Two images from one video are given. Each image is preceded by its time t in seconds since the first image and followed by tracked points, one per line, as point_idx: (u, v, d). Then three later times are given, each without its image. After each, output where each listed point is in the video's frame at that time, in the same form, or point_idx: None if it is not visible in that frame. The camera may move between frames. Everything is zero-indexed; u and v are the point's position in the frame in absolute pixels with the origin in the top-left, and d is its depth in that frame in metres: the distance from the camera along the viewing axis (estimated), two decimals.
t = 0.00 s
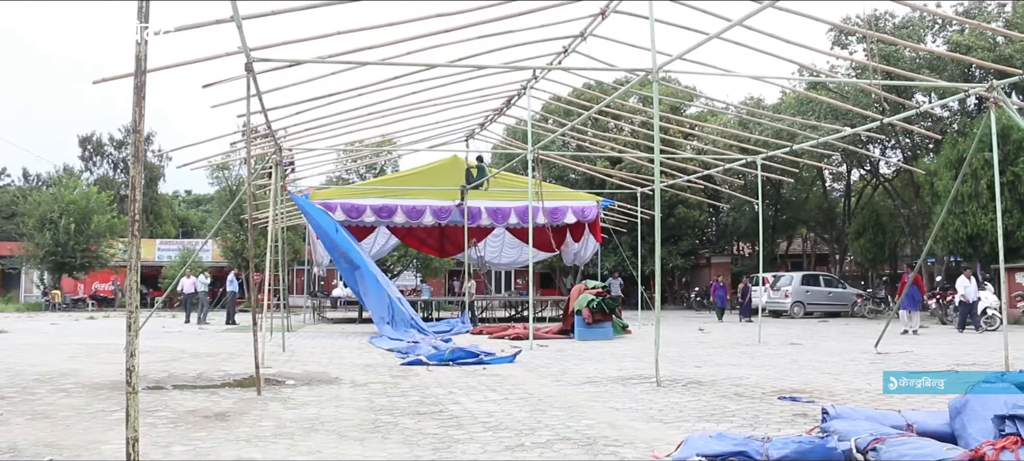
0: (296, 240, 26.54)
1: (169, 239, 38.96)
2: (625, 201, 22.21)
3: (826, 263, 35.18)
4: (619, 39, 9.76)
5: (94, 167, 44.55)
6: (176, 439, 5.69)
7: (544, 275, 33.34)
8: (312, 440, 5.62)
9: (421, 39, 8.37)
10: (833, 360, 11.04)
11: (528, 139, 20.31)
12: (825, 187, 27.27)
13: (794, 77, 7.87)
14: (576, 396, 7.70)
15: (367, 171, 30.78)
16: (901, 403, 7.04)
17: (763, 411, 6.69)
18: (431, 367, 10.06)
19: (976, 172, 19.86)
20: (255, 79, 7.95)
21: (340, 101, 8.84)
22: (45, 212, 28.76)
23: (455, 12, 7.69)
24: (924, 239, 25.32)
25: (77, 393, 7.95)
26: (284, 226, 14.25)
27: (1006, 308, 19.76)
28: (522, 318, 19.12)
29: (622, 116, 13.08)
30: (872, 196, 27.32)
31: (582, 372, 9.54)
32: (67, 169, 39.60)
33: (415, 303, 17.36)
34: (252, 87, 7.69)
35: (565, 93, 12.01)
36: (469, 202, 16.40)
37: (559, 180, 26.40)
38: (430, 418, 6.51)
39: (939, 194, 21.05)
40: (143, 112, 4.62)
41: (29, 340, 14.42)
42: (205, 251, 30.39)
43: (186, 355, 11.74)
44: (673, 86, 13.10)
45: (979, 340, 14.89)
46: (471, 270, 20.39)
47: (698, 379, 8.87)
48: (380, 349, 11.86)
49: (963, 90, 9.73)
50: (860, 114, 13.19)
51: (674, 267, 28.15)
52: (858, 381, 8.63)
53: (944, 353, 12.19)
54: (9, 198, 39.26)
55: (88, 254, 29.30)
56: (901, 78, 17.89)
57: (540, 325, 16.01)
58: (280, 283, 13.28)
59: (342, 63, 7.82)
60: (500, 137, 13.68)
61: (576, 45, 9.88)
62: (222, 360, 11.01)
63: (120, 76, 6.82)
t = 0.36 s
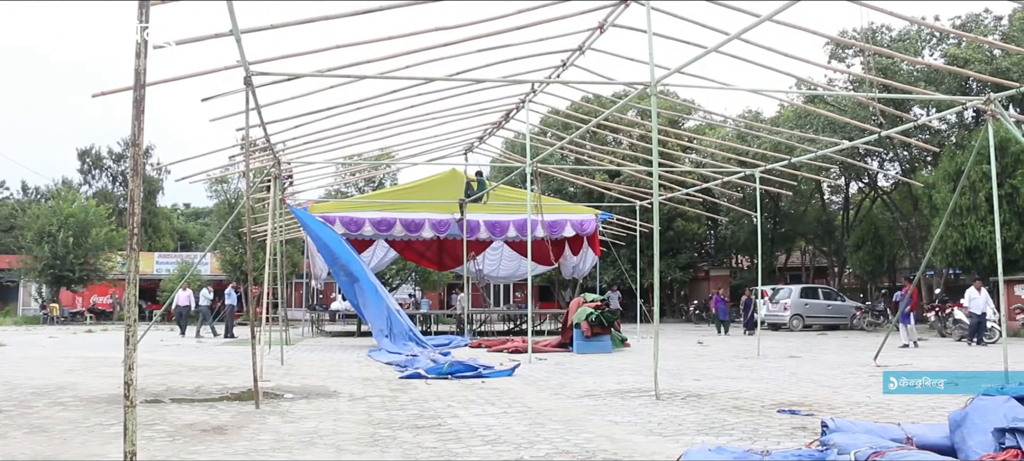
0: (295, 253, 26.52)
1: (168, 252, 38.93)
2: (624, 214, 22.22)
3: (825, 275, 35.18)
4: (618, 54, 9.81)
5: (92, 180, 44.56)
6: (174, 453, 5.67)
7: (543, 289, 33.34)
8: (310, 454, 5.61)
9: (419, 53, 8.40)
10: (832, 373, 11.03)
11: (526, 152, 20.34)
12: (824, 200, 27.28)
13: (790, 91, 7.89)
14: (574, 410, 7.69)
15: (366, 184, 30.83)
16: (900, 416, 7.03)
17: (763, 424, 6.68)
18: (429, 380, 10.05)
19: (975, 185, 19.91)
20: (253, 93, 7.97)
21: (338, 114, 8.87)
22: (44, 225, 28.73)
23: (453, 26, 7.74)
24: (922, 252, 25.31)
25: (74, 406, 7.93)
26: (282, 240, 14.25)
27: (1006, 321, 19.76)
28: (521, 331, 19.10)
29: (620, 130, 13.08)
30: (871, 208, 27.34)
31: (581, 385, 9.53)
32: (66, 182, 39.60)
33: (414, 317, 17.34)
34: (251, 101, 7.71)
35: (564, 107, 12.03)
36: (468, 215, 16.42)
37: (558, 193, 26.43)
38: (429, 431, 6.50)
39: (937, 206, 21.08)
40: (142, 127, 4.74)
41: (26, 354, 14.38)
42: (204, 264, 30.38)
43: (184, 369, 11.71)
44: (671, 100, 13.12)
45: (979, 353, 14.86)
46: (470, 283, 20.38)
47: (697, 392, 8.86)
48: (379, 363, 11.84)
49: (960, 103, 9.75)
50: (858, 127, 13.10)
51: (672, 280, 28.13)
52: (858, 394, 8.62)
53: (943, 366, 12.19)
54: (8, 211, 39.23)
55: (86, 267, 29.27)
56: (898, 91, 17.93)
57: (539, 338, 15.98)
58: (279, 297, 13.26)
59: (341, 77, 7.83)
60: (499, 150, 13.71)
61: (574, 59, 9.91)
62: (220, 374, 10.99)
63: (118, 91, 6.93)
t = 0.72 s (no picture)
0: (295, 267, 26.50)
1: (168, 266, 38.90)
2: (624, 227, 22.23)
3: (825, 288, 35.16)
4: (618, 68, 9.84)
5: (92, 193, 44.57)
6: None
7: (542, 302, 33.33)
8: None
9: (418, 67, 8.42)
10: (832, 386, 11.01)
11: (526, 166, 20.36)
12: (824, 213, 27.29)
13: (789, 104, 7.93)
14: (574, 423, 7.67)
15: (365, 197, 30.87)
16: (900, 429, 7.02)
17: (763, 438, 6.66)
18: (429, 394, 10.03)
19: (974, 197, 19.94)
20: (253, 106, 7.99)
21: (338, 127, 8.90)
22: (44, 238, 28.72)
23: (452, 40, 7.79)
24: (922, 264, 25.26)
25: (73, 420, 7.91)
26: (282, 253, 14.24)
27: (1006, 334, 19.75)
28: (521, 345, 19.07)
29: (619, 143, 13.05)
30: (871, 221, 27.35)
31: (581, 399, 9.51)
32: (66, 195, 39.60)
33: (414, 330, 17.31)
34: (252, 114, 7.73)
35: (563, 120, 12.03)
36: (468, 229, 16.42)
37: (557, 206, 26.45)
38: (428, 445, 6.49)
39: (937, 219, 21.10)
40: (142, 141, 4.97)
41: (25, 367, 14.34)
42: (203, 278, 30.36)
43: (183, 382, 11.68)
44: (670, 113, 13.11)
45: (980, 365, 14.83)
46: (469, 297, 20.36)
47: (697, 406, 8.84)
48: (378, 377, 11.82)
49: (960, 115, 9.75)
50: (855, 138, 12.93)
51: (672, 293, 28.10)
52: (859, 407, 8.60)
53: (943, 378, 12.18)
54: (7, 224, 39.21)
55: (85, 280, 29.25)
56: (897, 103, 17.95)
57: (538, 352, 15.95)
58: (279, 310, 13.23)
59: (341, 90, 7.85)
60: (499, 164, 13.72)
61: (574, 73, 9.94)
62: (220, 388, 10.96)
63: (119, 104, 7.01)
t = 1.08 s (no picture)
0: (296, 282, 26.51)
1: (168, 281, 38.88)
2: (625, 242, 22.24)
3: (827, 303, 35.11)
4: (618, 83, 9.88)
5: (93, 208, 44.60)
6: None
7: (543, 317, 33.31)
8: None
9: (419, 83, 8.45)
10: (833, 401, 10.98)
11: (527, 180, 20.37)
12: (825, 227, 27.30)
13: (788, 119, 7.95)
14: (575, 439, 7.66)
15: (366, 212, 30.90)
16: (902, 444, 7.00)
17: (764, 453, 6.65)
18: (429, 410, 10.00)
19: (975, 211, 19.93)
20: (255, 122, 8.02)
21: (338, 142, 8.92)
22: (45, 253, 28.72)
23: (452, 56, 7.82)
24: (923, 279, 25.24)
25: (72, 435, 7.90)
26: (283, 268, 14.23)
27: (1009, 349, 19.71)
28: (521, 361, 19.04)
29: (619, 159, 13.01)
30: (871, 235, 27.35)
31: (581, 415, 9.49)
32: (67, 210, 39.64)
33: (415, 346, 17.26)
34: (253, 130, 7.77)
35: (563, 136, 12.04)
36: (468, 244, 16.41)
37: (558, 222, 26.46)
38: None
39: (938, 233, 21.09)
40: (142, 157, 5.13)
41: (25, 383, 14.32)
42: (204, 293, 30.34)
43: (183, 397, 11.66)
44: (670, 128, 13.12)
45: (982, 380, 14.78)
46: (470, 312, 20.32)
47: (698, 421, 8.82)
48: (379, 392, 11.79)
49: (960, 129, 9.74)
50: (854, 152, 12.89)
51: (673, 308, 28.06)
52: (861, 422, 8.58)
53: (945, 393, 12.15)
54: (8, 239, 39.25)
55: (86, 295, 29.22)
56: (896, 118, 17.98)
57: (539, 367, 15.92)
58: (280, 325, 13.21)
59: (342, 106, 7.88)
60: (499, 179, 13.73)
61: (575, 88, 9.97)
62: (220, 403, 10.94)
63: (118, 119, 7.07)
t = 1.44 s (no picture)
0: (297, 301, 26.52)
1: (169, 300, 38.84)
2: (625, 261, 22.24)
3: (828, 321, 35.04)
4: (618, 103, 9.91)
5: (94, 227, 44.61)
6: None
7: (544, 336, 33.26)
8: None
9: (419, 102, 8.47)
10: (836, 421, 10.94)
11: (528, 200, 20.51)
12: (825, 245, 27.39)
13: (789, 137, 7.98)
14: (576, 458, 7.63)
15: (367, 231, 30.91)
16: None
17: None
18: (430, 429, 9.96)
19: (976, 228, 19.93)
20: (256, 141, 8.04)
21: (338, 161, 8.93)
22: (45, 272, 28.70)
23: (452, 76, 7.86)
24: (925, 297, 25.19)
25: (71, 455, 7.87)
26: (283, 286, 14.19)
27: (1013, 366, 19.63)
28: (522, 380, 18.98)
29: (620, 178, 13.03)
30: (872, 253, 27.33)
31: (583, 434, 9.46)
32: (68, 228, 39.66)
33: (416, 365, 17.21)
34: (254, 149, 7.78)
35: (563, 155, 12.06)
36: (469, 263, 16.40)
37: (558, 241, 26.48)
38: None
39: (940, 251, 21.08)
40: (143, 177, 5.15)
41: (24, 402, 14.28)
42: (204, 312, 30.29)
43: (184, 417, 11.62)
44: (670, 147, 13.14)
45: (985, 398, 14.72)
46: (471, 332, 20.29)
47: (700, 441, 8.79)
48: (379, 412, 11.75)
49: (960, 147, 9.74)
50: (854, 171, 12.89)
51: (674, 327, 28.00)
52: (863, 441, 8.55)
53: (948, 412, 12.11)
54: (8, 258, 39.25)
55: (86, 314, 29.17)
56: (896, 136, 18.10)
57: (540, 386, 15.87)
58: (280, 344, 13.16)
59: (342, 125, 7.90)
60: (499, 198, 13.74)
61: (575, 108, 10.00)
62: (220, 423, 10.91)
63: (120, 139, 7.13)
